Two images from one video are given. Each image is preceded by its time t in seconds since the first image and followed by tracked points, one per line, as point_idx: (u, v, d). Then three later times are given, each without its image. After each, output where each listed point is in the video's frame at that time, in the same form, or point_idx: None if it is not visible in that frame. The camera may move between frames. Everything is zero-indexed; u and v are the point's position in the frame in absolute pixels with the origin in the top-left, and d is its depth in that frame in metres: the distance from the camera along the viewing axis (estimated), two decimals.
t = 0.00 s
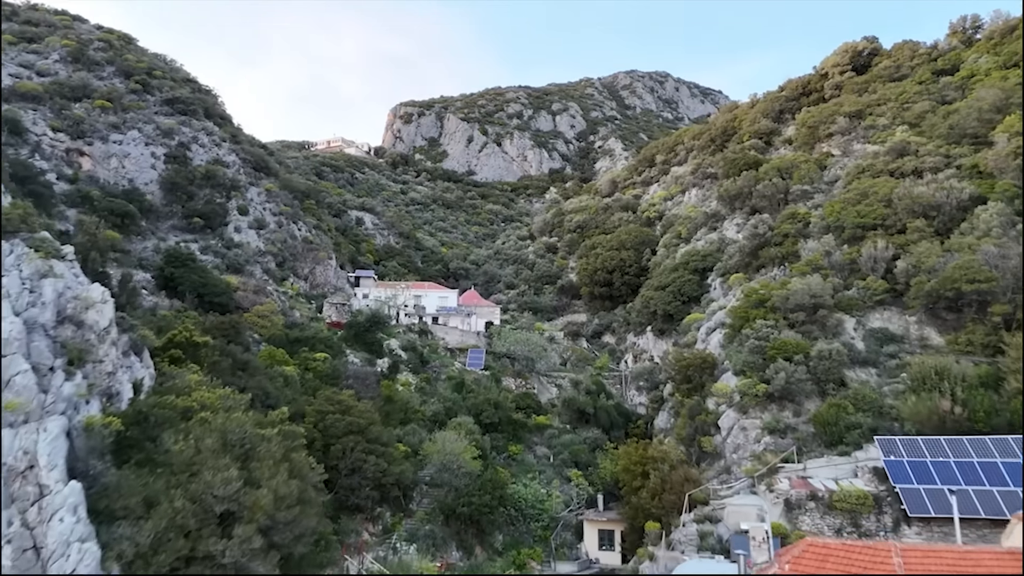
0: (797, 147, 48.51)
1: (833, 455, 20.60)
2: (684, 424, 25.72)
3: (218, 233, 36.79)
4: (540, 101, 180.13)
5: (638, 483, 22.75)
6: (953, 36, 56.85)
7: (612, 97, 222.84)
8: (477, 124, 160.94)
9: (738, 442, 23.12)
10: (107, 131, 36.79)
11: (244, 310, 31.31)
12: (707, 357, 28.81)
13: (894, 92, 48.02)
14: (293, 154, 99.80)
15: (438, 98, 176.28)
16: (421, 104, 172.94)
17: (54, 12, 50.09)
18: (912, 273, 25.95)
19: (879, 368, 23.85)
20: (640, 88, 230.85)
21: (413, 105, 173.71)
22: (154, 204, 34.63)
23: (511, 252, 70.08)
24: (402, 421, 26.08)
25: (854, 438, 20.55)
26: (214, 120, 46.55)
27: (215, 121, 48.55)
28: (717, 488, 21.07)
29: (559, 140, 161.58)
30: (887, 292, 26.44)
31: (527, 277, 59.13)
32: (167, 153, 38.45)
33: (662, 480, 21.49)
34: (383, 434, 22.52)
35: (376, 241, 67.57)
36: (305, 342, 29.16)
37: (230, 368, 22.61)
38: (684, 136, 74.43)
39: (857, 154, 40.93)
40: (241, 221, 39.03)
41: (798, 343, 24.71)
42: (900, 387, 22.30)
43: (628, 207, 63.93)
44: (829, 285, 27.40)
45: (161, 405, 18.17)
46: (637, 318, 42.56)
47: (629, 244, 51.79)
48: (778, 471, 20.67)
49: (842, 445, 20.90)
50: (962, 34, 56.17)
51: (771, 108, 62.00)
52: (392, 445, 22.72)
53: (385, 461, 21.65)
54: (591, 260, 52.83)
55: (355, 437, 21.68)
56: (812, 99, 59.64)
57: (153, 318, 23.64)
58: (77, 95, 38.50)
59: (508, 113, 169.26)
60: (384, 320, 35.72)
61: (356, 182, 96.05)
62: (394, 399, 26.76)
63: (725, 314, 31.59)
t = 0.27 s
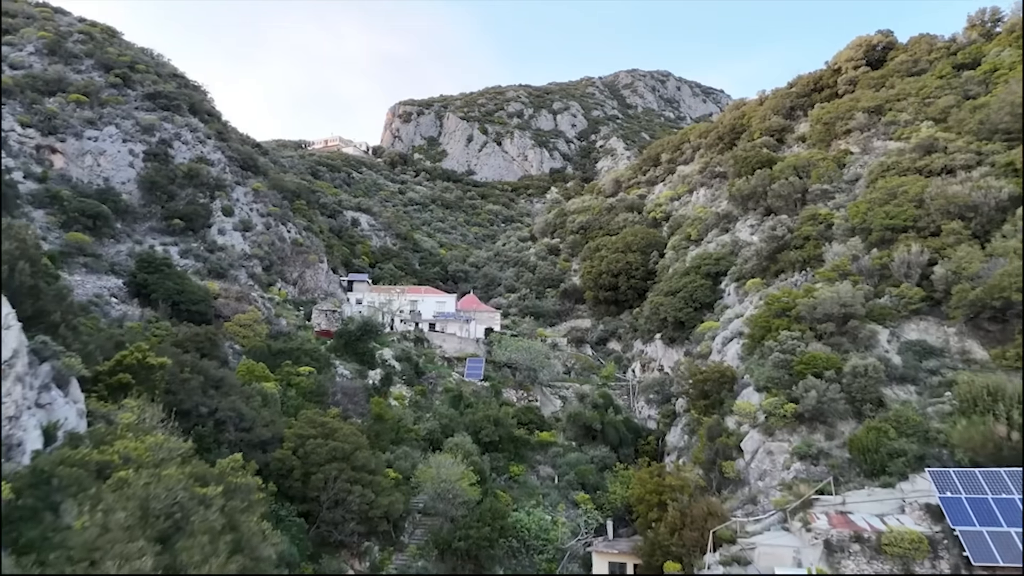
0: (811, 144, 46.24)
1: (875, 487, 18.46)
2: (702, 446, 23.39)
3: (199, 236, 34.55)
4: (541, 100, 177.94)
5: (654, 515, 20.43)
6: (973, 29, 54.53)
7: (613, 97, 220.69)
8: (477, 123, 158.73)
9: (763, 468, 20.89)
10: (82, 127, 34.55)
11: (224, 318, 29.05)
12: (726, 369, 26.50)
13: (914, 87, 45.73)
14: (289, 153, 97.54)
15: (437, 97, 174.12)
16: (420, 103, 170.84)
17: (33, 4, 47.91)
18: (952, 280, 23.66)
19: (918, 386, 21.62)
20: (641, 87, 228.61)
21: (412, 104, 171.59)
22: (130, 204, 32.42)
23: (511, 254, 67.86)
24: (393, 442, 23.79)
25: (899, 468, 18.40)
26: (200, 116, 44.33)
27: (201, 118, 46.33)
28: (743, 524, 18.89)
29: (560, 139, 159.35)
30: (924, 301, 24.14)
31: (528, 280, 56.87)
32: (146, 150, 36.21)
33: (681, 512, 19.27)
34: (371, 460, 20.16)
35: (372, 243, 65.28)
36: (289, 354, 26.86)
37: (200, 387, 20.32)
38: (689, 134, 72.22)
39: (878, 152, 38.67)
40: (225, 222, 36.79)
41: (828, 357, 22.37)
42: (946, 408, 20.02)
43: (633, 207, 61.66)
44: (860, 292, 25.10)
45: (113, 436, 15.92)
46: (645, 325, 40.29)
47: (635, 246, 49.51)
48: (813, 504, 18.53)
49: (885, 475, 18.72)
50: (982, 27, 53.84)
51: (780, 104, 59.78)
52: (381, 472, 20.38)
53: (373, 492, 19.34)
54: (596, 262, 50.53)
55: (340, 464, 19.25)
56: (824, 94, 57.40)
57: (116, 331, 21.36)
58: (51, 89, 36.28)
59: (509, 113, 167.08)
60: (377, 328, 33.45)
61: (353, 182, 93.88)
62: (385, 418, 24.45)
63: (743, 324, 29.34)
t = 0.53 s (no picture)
0: (828, 141, 43.85)
1: (931, 529, 16.26)
2: (725, 473, 20.86)
3: (177, 239, 32.17)
4: (542, 99, 175.60)
5: (675, 557, 18.04)
6: (994, 21, 52.10)
7: (615, 96, 218.43)
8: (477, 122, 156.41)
9: (797, 502, 18.63)
10: (51, 122, 32.15)
11: (200, 329, 26.70)
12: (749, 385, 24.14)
13: (937, 80, 43.35)
14: (283, 152, 95.16)
15: (436, 95, 171.82)
16: (419, 102, 168.58)
17: None
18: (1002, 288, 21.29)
19: (970, 408, 19.30)
20: (643, 85, 226.22)
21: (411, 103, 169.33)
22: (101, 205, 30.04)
23: (512, 256, 65.53)
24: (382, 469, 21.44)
25: (957, 506, 16.21)
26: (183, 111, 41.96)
27: (185, 114, 43.97)
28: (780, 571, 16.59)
29: (561, 138, 156.98)
30: (971, 311, 21.76)
31: (530, 283, 54.51)
32: (122, 147, 33.88)
33: (706, 556, 16.95)
34: (355, 494, 17.76)
35: (367, 244, 62.93)
36: (269, 369, 24.53)
37: (161, 412, 17.98)
38: (696, 132, 69.86)
39: (902, 149, 36.30)
40: (207, 223, 34.41)
41: (867, 374, 19.99)
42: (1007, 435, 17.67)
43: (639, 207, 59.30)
44: (898, 301, 22.72)
45: (23, 493, 13.03)
46: (655, 333, 37.94)
47: (642, 248, 47.15)
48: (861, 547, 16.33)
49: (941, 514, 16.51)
50: (1005, 18, 51.41)
51: (792, 100, 57.39)
52: (366, 507, 17.98)
53: (358, 533, 16.96)
54: (600, 265, 48.18)
55: (317, 501, 16.90)
56: (839, 89, 55.04)
57: (69, 347, 18.97)
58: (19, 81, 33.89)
59: (509, 111, 164.78)
60: (367, 338, 31.10)
61: (349, 182, 91.59)
62: (373, 441, 22.11)
63: (764, 335, 27.04)
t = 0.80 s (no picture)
0: (847, 137, 41.57)
1: None
2: (753, 507, 18.56)
3: (153, 241, 29.89)
4: (543, 97, 173.39)
5: None
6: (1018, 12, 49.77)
7: (616, 95, 216.27)
8: (477, 121, 154.17)
9: (838, 543, 16.49)
10: (17, 115, 29.85)
11: (172, 341, 24.46)
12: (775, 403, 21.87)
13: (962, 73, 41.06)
14: (278, 150, 92.91)
15: (435, 94, 169.66)
16: (418, 100, 166.44)
17: None
18: None
19: None
20: (644, 84, 224.02)
21: (409, 101, 167.14)
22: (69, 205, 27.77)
23: (512, 257, 63.31)
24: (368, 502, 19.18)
25: None
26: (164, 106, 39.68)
27: (168, 109, 41.67)
28: None
29: (562, 138, 154.75)
30: None
31: (531, 286, 52.26)
32: (95, 143, 31.64)
33: None
34: (335, 536, 15.44)
35: (363, 246, 60.69)
36: (246, 386, 22.29)
37: (113, 442, 15.78)
38: (702, 130, 67.62)
39: (929, 146, 34.04)
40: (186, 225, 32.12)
41: (914, 396, 17.75)
42: None
43: (645, 207, 57.05)
44: (943, 311, 20.45)
45: None
46: (665, 341, 35.70)
47: (649, 250, 44.92)
48: None
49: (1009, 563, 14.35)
50: None
51: (804, 96, 55.15)
52: (348, 552, 15.64)
53: None
54: (605, 268, 45.95)
55: (290, 546, 14.61)
56: (853, 84, 52.82)
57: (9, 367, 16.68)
58: None
59: (509, 110, 162.57)
60: (357, 348, 28.89)
61: (345, 181, 89.36)
62: (359, 468, 19.86)
63: (788, 347, 24.84)
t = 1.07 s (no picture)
0: (868, 133, 39.18)
1: None
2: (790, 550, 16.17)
3: (123, 245, 27.58)
4: (543, 96, 171.01)
5: None
6: None
7: (617, 94, 213.89)
8: (477, 120, 151.80)
9: None
10: None
11: (138, 355, 22.15)
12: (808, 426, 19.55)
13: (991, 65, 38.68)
14: (272, 149, 90.60)
15: (435, 92, 167.34)
16: (417, 99, 164.08)
17: None
18: None
19: None
20: (645, 83, 221.76)
21: (408, 100, 164.79)
22: (29, 205, 25.45)
23: (513, 259, 60.95)
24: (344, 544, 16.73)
25: None
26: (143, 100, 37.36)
27: (148, 103, 39.35)
28: None
29: (562, 137, 152.46)
30: None
31: (533, 290, 49.92)
32: (63, 138, 29.34)
33: None
34: None
35: (358, 248, 58.35)
36: (216, 408, 19.87)
37: (45, 485, 13.48)
38: (710, 127, 65.23)
39: (962, 141, 31.64)
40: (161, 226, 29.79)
41: (977, 424, 15.54)
42: None
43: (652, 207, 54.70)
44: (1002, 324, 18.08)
45: None
46: (677, 350, 33.33)
47: (658, 253, 42.57)
48: None
49: None
50: None
51: (818, 91, 52.80)
52: None
53: None
54: (611, 271, 43.61)
55: None
56: (870, 79, 50.56)
57: None
58: None
59: (510, 109, 160.22)
60: (344, 361, 26.49)
61: (342, 181, 87.02)
62: (340, 504, 17.38)
63: (818, 362, 22.55)
